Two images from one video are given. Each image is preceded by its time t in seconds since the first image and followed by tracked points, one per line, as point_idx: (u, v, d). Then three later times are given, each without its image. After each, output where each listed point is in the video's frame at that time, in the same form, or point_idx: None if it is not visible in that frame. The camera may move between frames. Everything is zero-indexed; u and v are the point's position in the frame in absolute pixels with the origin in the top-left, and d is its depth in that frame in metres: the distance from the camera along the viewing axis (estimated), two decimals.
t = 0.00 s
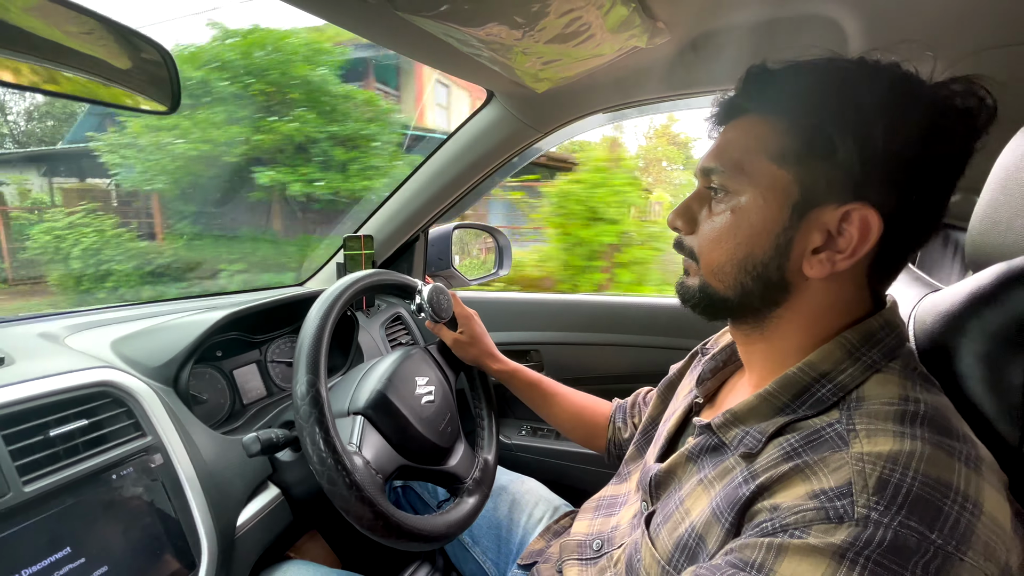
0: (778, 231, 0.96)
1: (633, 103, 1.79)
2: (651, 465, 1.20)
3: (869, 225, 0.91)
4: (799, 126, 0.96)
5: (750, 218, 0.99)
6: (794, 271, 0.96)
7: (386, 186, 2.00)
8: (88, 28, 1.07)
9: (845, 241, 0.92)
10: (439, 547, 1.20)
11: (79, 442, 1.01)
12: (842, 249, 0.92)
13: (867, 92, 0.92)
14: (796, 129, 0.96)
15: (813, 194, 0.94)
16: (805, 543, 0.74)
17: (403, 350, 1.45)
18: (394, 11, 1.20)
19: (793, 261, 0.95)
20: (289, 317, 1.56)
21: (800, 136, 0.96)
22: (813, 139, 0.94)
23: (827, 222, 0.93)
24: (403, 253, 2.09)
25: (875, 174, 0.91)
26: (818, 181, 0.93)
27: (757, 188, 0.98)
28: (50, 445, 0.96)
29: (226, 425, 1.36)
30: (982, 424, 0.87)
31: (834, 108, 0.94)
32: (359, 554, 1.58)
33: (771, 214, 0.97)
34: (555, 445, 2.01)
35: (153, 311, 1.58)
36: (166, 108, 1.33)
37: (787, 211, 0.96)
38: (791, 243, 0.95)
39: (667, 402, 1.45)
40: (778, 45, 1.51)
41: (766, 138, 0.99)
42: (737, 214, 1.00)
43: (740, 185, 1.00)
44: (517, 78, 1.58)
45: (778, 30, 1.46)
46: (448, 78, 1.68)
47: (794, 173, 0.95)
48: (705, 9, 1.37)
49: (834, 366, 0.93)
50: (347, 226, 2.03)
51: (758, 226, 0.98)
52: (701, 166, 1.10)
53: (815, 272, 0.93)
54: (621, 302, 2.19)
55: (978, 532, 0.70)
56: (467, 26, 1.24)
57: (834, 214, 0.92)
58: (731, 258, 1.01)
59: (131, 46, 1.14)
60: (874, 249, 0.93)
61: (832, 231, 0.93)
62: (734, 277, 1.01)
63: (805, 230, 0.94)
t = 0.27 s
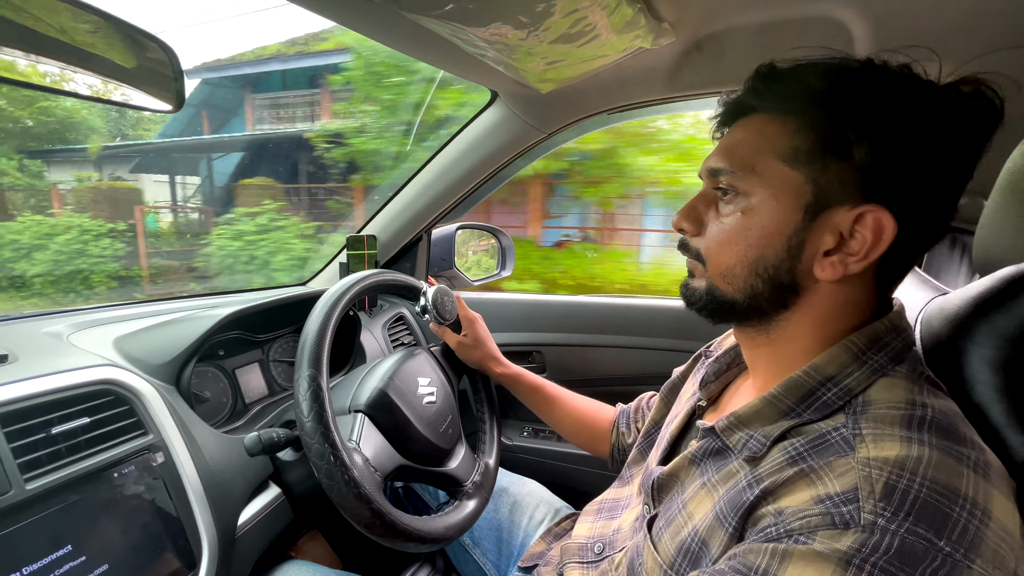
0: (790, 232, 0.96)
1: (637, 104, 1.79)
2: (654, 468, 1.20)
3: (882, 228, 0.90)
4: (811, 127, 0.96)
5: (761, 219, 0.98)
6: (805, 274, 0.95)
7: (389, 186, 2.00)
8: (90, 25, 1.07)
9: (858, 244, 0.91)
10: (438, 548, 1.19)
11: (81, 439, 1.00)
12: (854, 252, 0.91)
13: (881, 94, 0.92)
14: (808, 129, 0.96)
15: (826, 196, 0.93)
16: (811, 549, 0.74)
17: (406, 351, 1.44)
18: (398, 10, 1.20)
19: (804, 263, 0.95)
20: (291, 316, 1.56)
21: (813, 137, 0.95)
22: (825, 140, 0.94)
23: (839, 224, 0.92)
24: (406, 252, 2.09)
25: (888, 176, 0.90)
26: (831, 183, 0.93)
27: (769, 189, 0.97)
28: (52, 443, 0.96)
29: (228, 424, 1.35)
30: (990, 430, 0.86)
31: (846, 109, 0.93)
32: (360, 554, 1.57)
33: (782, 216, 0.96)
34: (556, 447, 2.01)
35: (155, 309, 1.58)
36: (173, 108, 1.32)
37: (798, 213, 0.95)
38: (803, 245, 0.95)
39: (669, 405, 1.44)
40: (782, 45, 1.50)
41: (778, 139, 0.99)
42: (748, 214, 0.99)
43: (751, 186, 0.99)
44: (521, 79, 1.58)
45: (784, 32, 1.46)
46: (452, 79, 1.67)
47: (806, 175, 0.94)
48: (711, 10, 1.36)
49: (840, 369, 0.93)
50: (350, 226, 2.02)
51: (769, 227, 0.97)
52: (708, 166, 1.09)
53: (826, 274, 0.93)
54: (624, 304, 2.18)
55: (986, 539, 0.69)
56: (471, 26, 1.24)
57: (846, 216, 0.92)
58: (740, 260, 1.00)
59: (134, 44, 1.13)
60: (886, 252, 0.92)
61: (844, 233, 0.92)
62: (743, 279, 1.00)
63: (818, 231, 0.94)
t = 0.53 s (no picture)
0: (800, 231, 0.96)
1: (642, 104, 1.79)
2: (660, 466, 1.20)
3: (894, 227, 0.91)
4: (823, 126, 0.97)
5: (772, 218, 0.98)
6: (815, 272, 0.95)
7: (395, 184, 2.00)
8: (103, 23, 1.08)
9: (868, 243, 0.92)
10: (444, 545, 1.20)
11: (93, 433, 1.01)
12: (865, 250, 0.92)
13: (892, 94, 0.93)
14: (820, 128, 0.96)
15: (837, 195, 0.93)
16: (820, 546, 0.74)
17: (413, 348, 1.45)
18: (406, 9, 1.20)
19: (815, 261, 0.95)
20: (299, 314, 1.57)
21: (824, 136, 0.96)
22: (836, 139, 0.94)
23: (850, 223, 0.93)
24: (412, 251, 2.10)
25: (900, 175, 0.91)
26: (842, 182, 0.93)
27: (780, 187, 0.98)
28: (66, 436, 0.97)
29: (236, 420, 1.36)
30: (998, 429, 0.86)
31: (857, 108, 0.94)
32: (365, 551, 1.58)
33: (793, 214, 0.96)
34: (561, 446, 2.01)
35: (162, 306, 1.59)
36: (184, 107, 1.35)
37: (809, 212, 0.95)
38: (814, 244, 0.95)
39: (674, 404, 1.45)
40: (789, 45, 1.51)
41: (789, 138, 0.99)
42: (758, 213, 1.00)
43: (762, 184, 1.00)
44: (528, 78, 1.59)
45: (791, 32, 1.46)
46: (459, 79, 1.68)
47: (818, 173, 0.95)
48: (718, 9, 1.37)
49: (848, 367, 0.93)
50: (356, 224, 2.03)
51: (779, 225, 0.97)
52: (718, 164, 1.10)
53: (837, 273, 0.93)
54: (628, 304, 2.19)
55: (996, 536, 0.69)
56: (480, 26, 1.24)
57: (857, 215, 0.92)
58: (750, 258, 1.01)
59: (146, 44, 1.15)
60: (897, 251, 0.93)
61: (854, 232, 0.93)
62: (753, 277, 1.00)
63: (829, 230, 0.94)
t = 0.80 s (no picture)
0: (795, 234, 0.97)
1: (646, 107, 1.81)
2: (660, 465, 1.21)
3: (887, 231, 0.92)
4: (818, 131, 0.98)
5: (768, 222, 0.99)
6: (811, 275, 0.96)
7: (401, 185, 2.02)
8: (117, 25, 1.11)
9: (862, 246, 0.93)
10: (448, 542, 1.21)
11: (102, 427, 1.03)
12: (859, 253, 0.93)
13: (885, 99, 0.94)
14: (815, 133, 0.98)
15: (831, 198, 0.95)
16: (817, 543, 0.75)
17: (416, 347, 1.47)
18: (413, 13, 1.22)
19: (810, 264, 0.96)
20: (304, 313, 1.59)
21: (819, 140, 0.97)
22: (831, 143, 0.96)
23: (845, 226, 0.94)
24: (416, 252, 2.11)
25: (893, 179, 0.92)
26: (836, 186, 0.94)
27: (775, 191, 0.99)
28: (76, 430, 0.99)
29: (242, 417, 1.38)
30: (996, 430, 0.87)
31: (852, 113, 0.95)
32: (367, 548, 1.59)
33: (789, 218, 0.98)
34: (562, 446, 2.02)
35: (169, 304, 1.61)
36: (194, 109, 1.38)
37: (804, 215, 0.97)
38: (808, 247, 0.96)
39: (675, 405, 1.46)
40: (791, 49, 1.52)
41: (785, 143, 1.00)
42: (754, 217, 1.01)
43: (757, 189, 1.01)
44: (533, 81, 1.60)
45: (794, 36, 1.47)
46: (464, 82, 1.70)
47: (812, 177, 0.96)
48: (721, 14, 1.38)
49: (847, 368, 0.94)
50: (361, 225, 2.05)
51: (775, 229, 0.98)
52: (716, 168, 1.11)
53: (832, 276, 0.94)
54: (631, 305, 2.19)
55: (991, 534, 0.71)
56: (485, 30, 1.26)
57: (852, 219, 0.94)
58: (747, 260, 1.02)
59: (157, 46, 1.18)
60: (891, 253, 0.94)
61: (849, 235, 0.94)
62: (749, 280, 1.02)
63: (824, 233, 0.95)
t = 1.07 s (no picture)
0: (798, 237, 0.96)
1: (648, 109, 1.79)
2: (663, 470, 1.20)
3: (892, 233, 0.91)
4: (823, 133, 0.97)
5: (772, 225, 0.98)
6: (815, 278, 0.95)
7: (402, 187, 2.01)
8: (119, 27, 1.10)
9: (867, 249, 0.92)
10: (452, 547, 1.20)
11: (100, 431, 1.02)
12: (864, 256, 0.92)
13: (889, 100, 0.93)
14: (818, 135, 0.96)
15: (835, 201, 0.93)
16: (825, 552, 0.74)
17: (417, 351, 1.45)
18: (415, 14, 1.22)
19: (814, 267, 0.95)
20: (305, 316, 1.58)
21: (822, 142, 0.96)
22: (834, 145, 0.95)
23: (849, 229, 0.93)
24: (418, 254, 2.11)
25: (898, 181, 0.91)
26: (840, 188, 0.93)
27: (778, 194, 0.98)
28: (73, 434, 0.98)
29: (241, 421, 1.37)
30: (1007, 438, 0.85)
31: (855, 115, 0.94)
32: (367, 553, 1.58)
33: (792, 221, 0.96)
34: (564, 451, 2.01)
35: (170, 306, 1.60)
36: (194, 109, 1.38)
37: (807, 218, 0.95)
38: (812, 250, 0.95)
39: (678, 409, 1.45)
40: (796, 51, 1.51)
41: (787, 145, 0.99)
42: (757, 220, 1.00)
43: (760, 192, 1.00)
44: (536, 83, 1.59)
45: (799, 38, 1.46)
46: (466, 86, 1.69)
47: (815, 180, 0.95)
48: (726, 16, 1.37)
49: (854, 373, 0.93)
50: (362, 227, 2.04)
51: (778, 232, 0.97)
52: (719, 172, 1.10)
53: (837, 279, 0.93)
54: (633, 309, 2.18)
55: (1003, 544, 0.69)
56: (487, 31, 1.25)
57: (856, 222, 0.92)
58: (750, 264, 1.01)
59: (159, 48, 1.18)
60: (897, 256, 0.92)
61: (854, 238, 0.92)
62: (752, 283, 1.00)
63: (828, 236, 0.94)
